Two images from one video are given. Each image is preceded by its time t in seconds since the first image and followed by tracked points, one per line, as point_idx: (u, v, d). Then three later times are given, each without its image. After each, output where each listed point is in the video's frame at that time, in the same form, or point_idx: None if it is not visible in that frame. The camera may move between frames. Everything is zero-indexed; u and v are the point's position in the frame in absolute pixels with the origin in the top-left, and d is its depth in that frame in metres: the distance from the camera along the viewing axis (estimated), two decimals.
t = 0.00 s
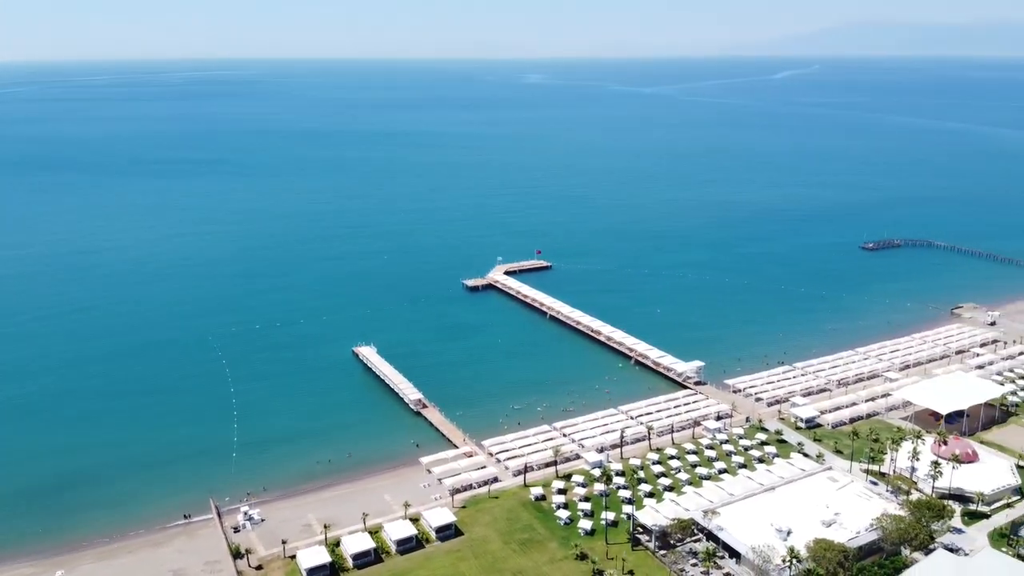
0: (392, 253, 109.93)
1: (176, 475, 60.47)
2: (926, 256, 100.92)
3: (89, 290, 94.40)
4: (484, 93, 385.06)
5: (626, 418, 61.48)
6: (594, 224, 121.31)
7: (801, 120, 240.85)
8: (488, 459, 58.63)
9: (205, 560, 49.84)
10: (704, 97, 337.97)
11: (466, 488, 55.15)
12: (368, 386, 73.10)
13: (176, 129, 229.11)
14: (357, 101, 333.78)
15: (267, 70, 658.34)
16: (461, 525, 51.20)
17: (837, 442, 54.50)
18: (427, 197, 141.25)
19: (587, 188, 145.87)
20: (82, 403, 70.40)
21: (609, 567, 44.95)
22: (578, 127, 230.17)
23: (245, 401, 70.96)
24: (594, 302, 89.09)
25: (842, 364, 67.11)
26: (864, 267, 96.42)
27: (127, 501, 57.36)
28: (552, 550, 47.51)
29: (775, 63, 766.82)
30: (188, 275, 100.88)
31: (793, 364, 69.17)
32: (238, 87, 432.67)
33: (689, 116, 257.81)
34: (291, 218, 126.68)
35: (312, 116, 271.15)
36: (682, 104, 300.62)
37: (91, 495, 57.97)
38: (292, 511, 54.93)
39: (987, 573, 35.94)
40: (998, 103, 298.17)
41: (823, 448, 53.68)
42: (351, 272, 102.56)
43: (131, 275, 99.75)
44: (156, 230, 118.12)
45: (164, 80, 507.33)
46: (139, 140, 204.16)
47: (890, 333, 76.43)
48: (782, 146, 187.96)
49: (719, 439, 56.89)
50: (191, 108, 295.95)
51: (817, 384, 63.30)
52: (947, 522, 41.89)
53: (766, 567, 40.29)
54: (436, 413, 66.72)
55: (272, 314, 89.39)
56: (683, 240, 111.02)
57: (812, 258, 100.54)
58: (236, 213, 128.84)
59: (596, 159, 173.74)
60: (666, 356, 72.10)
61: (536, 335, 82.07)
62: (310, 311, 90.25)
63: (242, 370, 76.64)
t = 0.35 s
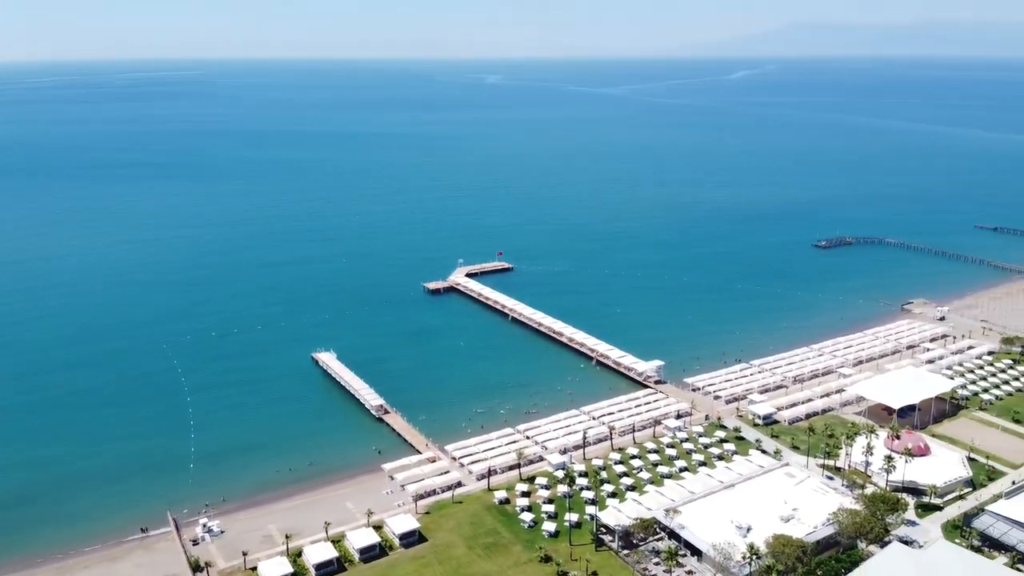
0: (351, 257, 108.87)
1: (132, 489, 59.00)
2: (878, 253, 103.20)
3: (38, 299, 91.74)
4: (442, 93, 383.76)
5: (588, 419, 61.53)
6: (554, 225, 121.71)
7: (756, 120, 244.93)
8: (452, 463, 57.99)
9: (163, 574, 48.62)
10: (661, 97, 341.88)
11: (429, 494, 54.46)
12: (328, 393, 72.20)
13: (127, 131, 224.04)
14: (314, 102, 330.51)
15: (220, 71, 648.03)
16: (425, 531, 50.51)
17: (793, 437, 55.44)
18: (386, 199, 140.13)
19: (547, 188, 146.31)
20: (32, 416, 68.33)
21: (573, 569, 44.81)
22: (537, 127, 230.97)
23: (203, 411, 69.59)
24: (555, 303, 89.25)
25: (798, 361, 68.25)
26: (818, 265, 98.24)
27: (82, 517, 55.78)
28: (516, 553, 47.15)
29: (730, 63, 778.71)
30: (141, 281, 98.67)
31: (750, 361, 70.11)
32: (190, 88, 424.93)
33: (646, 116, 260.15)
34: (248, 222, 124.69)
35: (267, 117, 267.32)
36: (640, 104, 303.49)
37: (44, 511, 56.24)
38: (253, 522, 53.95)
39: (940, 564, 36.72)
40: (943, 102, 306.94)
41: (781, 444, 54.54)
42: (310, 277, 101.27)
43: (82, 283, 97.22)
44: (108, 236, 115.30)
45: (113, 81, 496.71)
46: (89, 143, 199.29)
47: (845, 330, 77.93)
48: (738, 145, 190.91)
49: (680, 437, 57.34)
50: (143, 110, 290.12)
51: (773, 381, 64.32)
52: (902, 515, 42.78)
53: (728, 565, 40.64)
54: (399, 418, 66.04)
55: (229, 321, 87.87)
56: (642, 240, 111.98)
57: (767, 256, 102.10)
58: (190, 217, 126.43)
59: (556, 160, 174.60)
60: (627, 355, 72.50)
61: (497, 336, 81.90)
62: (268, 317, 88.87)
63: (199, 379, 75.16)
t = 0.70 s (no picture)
0: (304, 262, 107.46)
1: (79, 505, 57.22)
2: (824, 250, 105.69)
3: None
4: (394, 93, 381.89)
5: (546, 421, 61.31)
6: (509, 226, 121.86)
7: (704, 120, 249.36)
8: (409, 469, 57.02)
9: None
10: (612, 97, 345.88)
11: (386, 501, 53.44)
12: (282, 402, 71.01)
13: (68, 134, 218.06)
14: (264, 103, 326.31)
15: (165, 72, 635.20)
16: (383, 539, 49.43)
17: (745, 434, 56.35)
18: (338, 201, 138.81)
19: (501, 189, 146.51)
20: None
21: (532, 572, 44.46)
22: (489, 128, 231.37)
23: (152, 423, 67.87)
24: (510, 305, 89.24)
25: (748, 358, 69.35)
26: (767, 263, 100.18)
27: (26, 537, 53.81)
28: (475, 558, 46.50)
29: (679, 64, 791.56)
30: (86, 289, 96.00)
31: (702, 359, 71.03)
32: (135, 89, 415.63)
33: (598, 117, 262.54)
34: (196, 227, 122.27)
35: (216, 118, 262.85)
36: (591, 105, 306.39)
37: None
38: (206, 536, 52.74)
39: (888, 556, 37.60)
40: (883, 101, 316.27)
41: (733, 441, 55.44)
42: (261, 283, 99.65)
43: (23, 292, 94.20)
44: (50, 243, 111.94)
45: (53, 83, 483.14)
46: (28, 146, 193.40)
47: (793, 326, 79.57)
48: (687, 145, 194.07)
49: (635, 436, 57.73)
50: (86, 112, 282.92)
51: (725, 378, 65.30)
52: (849, 508, 43.77)
53: (684, 562, 40.98)
54: (354, 426, 65.19)
55: (179, 329, 85.99)
56: (596, 240, 112.83)
57: (718, 255, 103.77)
58: (136, 223, 123.48)
59: (509, 160, 175.01)
60: (582, 356, 72.83)
61: (453, 340, 81.55)
62: (219, 325, 87.20)
63: (147, 390, 73.31)
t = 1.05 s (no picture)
0: (255, 267, 105.67)
1: (24, 523, 55.29)
2: (772, 247, 107.74)
3: None
4: (346, 94, 378.66)
5: (503, 423, 61.08)
6: (463, 227, 121.59)
7: (654, 119, 252.58)
8: (365, 477, 56.20)
9: None
10: (564, 97, 348.28)
11: (342, 510, 52.49)
12: (234, 411, 69.61)
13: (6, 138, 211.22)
14: (212, 104, 320.63)
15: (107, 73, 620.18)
16: (340, 549, 48.33)
17: (698, 431, 57.06)
18: (289, 204, 136.89)
19: (454, 191, 146.23)
20: None
21: None
22: (441, 129, 230.67)
23: (99, 437, 65.93)
24: (466, 308, 88.95)
25: (701, 356, 70.25)
26: (718, 261, 101.71)
27: None
28: (434, 565, 45.86)
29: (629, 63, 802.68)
30: (27, 299, 93.01)
31: (656, 358, 71.74)
32: (77, 91, 405.00)
33: (550, 117, 263.75)
34: (143, 233, 119.40)
35: (161, 120, 257.30)
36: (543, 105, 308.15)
37: None
38: (157, 551, 51.35)
39: (839, 549, 38.36)
40: (826, 100, 324.46)
41: (687, 438, 56.10)
42: (211, 289, 97.70)
43: None
44: None
45: None
46: None
47: (744, 323, 80.90)
48: (638, 145, 196.32)
49: (592, 436, 57.97)
50: (25, 115, 274.40)
51: (677, 375, 66.07)
52: (801, 502, 44.57)
53: (641, 561, 41.20)
54: (308, 434, 64.21)
55: (126, 339, 83.81)
56: (550, 241, 113.26)
57: (670, 254, 105.03)
58: (80, 229, 120.05)
59: (462, 161, 174.73)
60: (538, 357, 72.95)
61: (407, 344, 80.92)
62: (168, 333, 85.20)
63: (93, 403, 71.20)
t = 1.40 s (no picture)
0: (196, 274, 103.11)
1: None
2: (715, 246, 109.70)
3: None
4: (287, 95, 372.24)
5: (453, 428, 60.71)
6: (410, 230, 120.74)
7: (597, 120, 255.06)
8: (314, 488, 55.17)
9: None
10: (508, 98, 348.70)
11: (291, 522, 51.35)
12: (176, 424, 67.75)
13: None
14: (147, 106, 311.88)
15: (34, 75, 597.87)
16: (289, 561, 47.15)
17: (646, 429, 57.72)
18: (230, 209, 133.96)
19: (400, 193, 145.04)
20: None
21: None
22: (384, 130, 228.47)
23: (34, 454, 63.40)
24: (413, 311, 88.26)
25: (647, 354, 71.06)
26: (663, 260, 103.09)
27: None
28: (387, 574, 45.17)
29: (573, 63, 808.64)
30: None
31: (604, 358, 72.28)
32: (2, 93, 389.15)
33: (495, 118, 263.84)
34: (76, 241, 115.41)
35: (93, 123, 249.04)
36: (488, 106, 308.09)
37: None
38: (98, 571, 49.53)
39: (786, 541, 39.17)
40: (763, 99, 332.31)
41: (636, 436, 56.70)
42: (150, 298, 94.97)
43: None
44: None
45: None
46: None
47: (689, 321, 82.16)
48: (583, 145, 197.77)
49: (543, 438, 58.07)
50: None
51: (625, 374, 66.73)
52: (747, 496, 45.42)
53: (593, 561, 41.42)
54: (254, 446, 62.88)
55: (60, 351, 80.86)
56: (497, 243, 113.31)
57: (616, 254, 106.11)
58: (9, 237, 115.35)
59: (407, 163, 173.35)
60: (488, 360, 72.88)
61: (355, 350, 79.92)
62: (105, 345, 82.50)
63: (27, 419, 68.46)
